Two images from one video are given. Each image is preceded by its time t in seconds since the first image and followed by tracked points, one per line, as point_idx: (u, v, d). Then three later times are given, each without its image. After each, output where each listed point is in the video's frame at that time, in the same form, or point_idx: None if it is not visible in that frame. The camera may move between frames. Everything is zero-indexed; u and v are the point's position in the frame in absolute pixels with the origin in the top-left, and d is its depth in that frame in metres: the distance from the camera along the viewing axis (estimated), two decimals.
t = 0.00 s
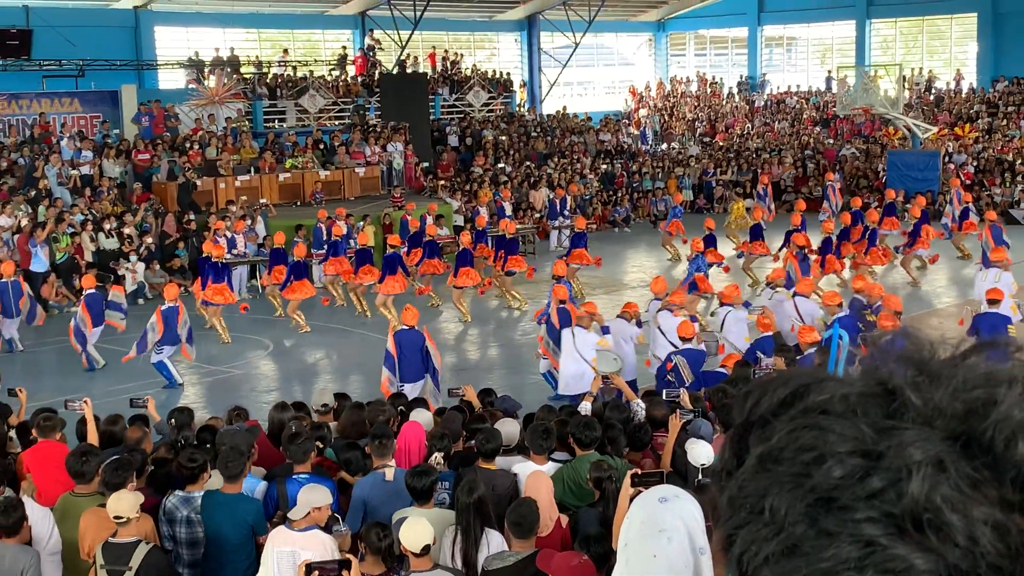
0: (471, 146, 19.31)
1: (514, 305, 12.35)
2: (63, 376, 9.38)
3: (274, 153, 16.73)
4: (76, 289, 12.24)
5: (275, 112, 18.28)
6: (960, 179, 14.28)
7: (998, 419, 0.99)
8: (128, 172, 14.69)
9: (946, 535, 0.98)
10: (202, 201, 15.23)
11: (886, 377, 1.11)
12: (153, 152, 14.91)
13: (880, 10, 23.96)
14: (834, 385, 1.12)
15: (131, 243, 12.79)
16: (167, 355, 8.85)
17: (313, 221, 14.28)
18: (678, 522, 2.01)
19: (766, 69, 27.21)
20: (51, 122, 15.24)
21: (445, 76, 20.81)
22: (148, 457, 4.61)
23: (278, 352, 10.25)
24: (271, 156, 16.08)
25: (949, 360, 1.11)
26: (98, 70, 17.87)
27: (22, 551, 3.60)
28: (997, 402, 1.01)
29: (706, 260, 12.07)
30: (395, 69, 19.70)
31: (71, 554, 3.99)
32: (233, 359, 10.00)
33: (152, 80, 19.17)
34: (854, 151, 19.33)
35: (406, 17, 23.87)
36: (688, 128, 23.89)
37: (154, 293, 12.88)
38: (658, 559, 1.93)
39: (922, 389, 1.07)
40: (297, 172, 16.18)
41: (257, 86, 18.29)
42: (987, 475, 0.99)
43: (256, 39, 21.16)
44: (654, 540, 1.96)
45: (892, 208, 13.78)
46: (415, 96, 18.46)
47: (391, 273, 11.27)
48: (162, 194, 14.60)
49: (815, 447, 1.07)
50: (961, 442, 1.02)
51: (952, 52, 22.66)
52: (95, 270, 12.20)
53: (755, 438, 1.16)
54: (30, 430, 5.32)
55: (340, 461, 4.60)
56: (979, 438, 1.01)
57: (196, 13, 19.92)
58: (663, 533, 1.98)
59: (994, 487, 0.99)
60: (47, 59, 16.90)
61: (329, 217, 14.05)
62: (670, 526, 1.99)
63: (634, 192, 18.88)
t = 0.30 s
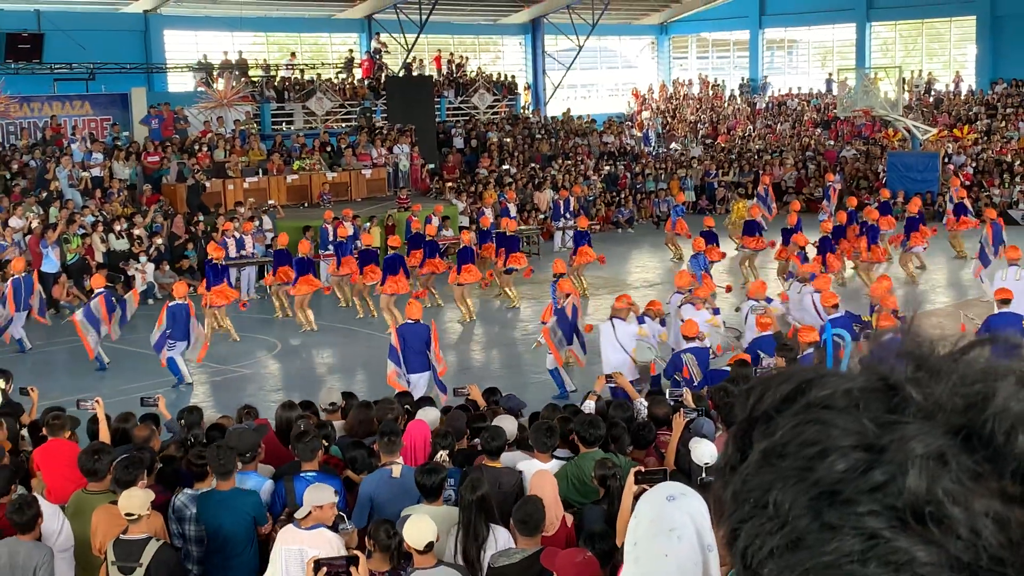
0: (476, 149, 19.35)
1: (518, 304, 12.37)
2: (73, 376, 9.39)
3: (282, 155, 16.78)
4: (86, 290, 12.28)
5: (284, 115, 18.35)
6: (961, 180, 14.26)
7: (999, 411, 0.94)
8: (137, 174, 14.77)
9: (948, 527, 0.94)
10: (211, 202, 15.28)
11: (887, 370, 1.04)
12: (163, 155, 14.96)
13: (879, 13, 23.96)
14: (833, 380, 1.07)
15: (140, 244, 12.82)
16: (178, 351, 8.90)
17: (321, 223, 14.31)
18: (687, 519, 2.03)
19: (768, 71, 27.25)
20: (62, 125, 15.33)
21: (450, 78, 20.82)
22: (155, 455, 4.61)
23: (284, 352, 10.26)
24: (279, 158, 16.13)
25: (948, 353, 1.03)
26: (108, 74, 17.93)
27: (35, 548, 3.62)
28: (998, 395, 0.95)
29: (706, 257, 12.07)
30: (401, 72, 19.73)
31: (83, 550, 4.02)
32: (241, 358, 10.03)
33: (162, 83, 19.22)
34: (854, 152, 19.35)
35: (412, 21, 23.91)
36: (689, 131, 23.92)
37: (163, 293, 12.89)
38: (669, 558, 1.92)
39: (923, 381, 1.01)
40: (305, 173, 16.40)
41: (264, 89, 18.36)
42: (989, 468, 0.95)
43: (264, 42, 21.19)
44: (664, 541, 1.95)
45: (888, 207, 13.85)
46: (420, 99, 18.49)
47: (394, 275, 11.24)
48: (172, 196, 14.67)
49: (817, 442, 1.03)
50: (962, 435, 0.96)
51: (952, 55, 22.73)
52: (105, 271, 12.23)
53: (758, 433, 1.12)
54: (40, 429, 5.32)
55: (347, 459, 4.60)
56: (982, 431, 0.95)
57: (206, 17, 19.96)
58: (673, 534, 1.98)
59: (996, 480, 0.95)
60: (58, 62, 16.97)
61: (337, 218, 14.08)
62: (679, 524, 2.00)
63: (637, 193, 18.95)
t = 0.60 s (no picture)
0: (479, 151, 19.39)
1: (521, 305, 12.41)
2: (81, 376, 9.43)
3: (289, 158, 16.84)
4: (96, 291, 12.34)
5: (290, 118, 18.42)
6: (960, 183, 14.28)
7: (996, 409, 0.96)
8: (145, 176, 14.87)
9: (948, 525, 0.94)
10: (219, 205, 15.31)
11: (888, 372, 1.09)
12: (172, 158, 15.04)
13: (879, 17, 23.99)
14: (838, 381, 1.10)
15: (149, 246, 12.87)
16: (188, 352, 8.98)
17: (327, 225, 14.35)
18: (697, 518, 2.03)
19: (768, 75, 27.28)
20: (73, 128, 15.47)
21: (454, 82, 20.83)
22: (165, 454, 4.63)
23: (290, 352, 10.29)
24: (286, 161, 16.18)
25: (950, 354, 1.08)
26: (117, 78, 17.98)
27: (47, 545, 3.66)
28: (996, 395, 0.97)
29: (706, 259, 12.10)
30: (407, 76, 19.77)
31: (93, 546, 4.05)
32: (248, 358, 10.07)
33: (171, 86, 19.26)
34: (853, 155, 19.38)
35: (418, 26, 23.97)
36: (691, 134, 23.96)
37: (173, 294, 12.92)
38: (680, 556, 1.93)
39: (923, 384, 1.05)
40: (312, 176, 16.40)
41: (271, 93, 18.44)
42: (989, 466, 0.96)
43: (271, 47, 21.24)
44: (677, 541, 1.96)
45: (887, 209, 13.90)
46: (425, 102, 18.53)
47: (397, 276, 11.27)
48: (180, 198, 14.74)
49: (821, 441, 1.05)
50: (962, 434, 0.98)
51: (950, 58, 22.74)
52: (115, 272, 12.29)
53: (761, 433, 1.14)
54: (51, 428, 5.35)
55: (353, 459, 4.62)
56: (981, 431, 0.97)
57: (215, 22, 19.99)
58: (684, 533, 1.99)
59: (995, 479, 0.96)
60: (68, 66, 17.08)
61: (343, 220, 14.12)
62: (690, 523, 2.01)
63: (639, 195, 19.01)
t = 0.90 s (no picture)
0: (482, 154, 19.42)
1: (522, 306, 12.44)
2: (88, 375, 9.47)
3: (294, 160, 16.88)
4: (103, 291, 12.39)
5: (295, 121, 18.46)
6: (956, 187, 14.29)
7: (991, 405, 0.96)
8: (153, 178, 14.98)
9: (946, 519, 0.94)
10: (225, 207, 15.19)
11: (886, 369, 1.07)
12: (179, 160, 15.17)
13: (877, 21, 24.01)
14: (837, 377, 1.09)
15: (156, 247, 12.90)
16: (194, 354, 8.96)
17: (331, 226, 14.37)
18: (700, 520, 2.05)
19: (767, 79, 27.25)
20: (80, 130, 15.48)
21: (457, 85, 20.84)
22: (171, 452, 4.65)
23: (293, 351, 10.31)
24: (291, 163, 16.20)
25: (946, 353, 1.06)
26: (126, 82, 18.05)
27: (56, 541, 3.68)
28: (988, 392, 0.98)
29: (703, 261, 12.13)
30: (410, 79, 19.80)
31: (100, 543, 4.08)
32: (254, 357, 10.10)
33: (177, 89, 19.32)
34: (850, 158, 19.39)
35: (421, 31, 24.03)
36: (691, 138, 23.98)
37: (179, 293, 12.94)
38: (685, 559, 1.95)
39: (921, 380, 1.04)
40: (317, 178, 16.32)
41: (276, 96, 18.48)
42: (984, 463, 0.96)
43: (277, 51, 21.28)
44: (682, 545, 1.98)
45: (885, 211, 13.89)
46: (429, 105, 18.54)
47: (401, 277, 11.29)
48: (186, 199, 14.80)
49: (820, 437, 1.04)
50: (959, 429, 0.98)
51: (946, 63, 22.71)
52: (123, 272, 12.34)
53: (761, 429, 1.14)
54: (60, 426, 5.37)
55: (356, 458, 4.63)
56: (976, 428, 0.97)
57: (221, 26, 20.05)
58: (688, 535, 2.01)
59: (993, 475, 0.96)
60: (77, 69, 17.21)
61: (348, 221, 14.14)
62: (693, 525, 2.03)
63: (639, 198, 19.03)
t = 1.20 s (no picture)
0: (483, 156, 19.47)
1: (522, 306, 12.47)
2: (94, 372, 9.50)
3: (297, 162, 16.93)
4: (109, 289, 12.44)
5: (299, 122, 18.51)
6: (949, 190, 14.32)
7: (979, 400, 0.98)
8: (158, 178, 15.03)
9: (937, 514, 0.94)
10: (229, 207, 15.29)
11: (879, 366, 1.09)
12: (184, 160, 15.13)
13: (873, 25, 24.07)
14: (830, 375, 1.12)
15: (160, 246, 12.94)
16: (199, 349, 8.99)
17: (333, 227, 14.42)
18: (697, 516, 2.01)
19: (762, 82, 27.31)
20: (87, 131, 15.41)
21: (458, 87, 20.86)
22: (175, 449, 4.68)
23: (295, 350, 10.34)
24: (294, 164, 16.24)
25: (939, 349, 1.09)
26: (132, 84, 18.09)
27: (64, 536, 3.71)
28: (976, 388, 1.00)
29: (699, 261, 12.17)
30: (413, 81, 19.85)
31: (105, 539, 4.10)
32: (256, 356, 10.13)
33: (182, 91, 19.37)
34: (845, 160, 19.43)
35: (423, 34, 24.10)
36: (689, 140, 24.04)
37: (184, 292, 12.97)
38: (685, 557, 1.89)
39: (911, 377, 1.06)
40: (319, 179, 16.39)
41: (278, 98, 18.52)
42: (974, 457, 0.97)
43: (281, 53, 21.32)
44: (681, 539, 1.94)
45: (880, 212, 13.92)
46: (430, 107, 18.59)
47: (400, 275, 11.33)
48: (191, 199, 14.86)
49: (814, 432, 1.06)
50: (950, 424, 0.99)
51: (941, 67, 22.74)
52: (127, 270, 12.39)
53: (757, 425, 1.16)
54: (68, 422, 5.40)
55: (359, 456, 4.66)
56: (967, 422, 0.99)
57: (225, 28, 20.11)
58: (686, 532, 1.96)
59: (983, 468, 0.97)
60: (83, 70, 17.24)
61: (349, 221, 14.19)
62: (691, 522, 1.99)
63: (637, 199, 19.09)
